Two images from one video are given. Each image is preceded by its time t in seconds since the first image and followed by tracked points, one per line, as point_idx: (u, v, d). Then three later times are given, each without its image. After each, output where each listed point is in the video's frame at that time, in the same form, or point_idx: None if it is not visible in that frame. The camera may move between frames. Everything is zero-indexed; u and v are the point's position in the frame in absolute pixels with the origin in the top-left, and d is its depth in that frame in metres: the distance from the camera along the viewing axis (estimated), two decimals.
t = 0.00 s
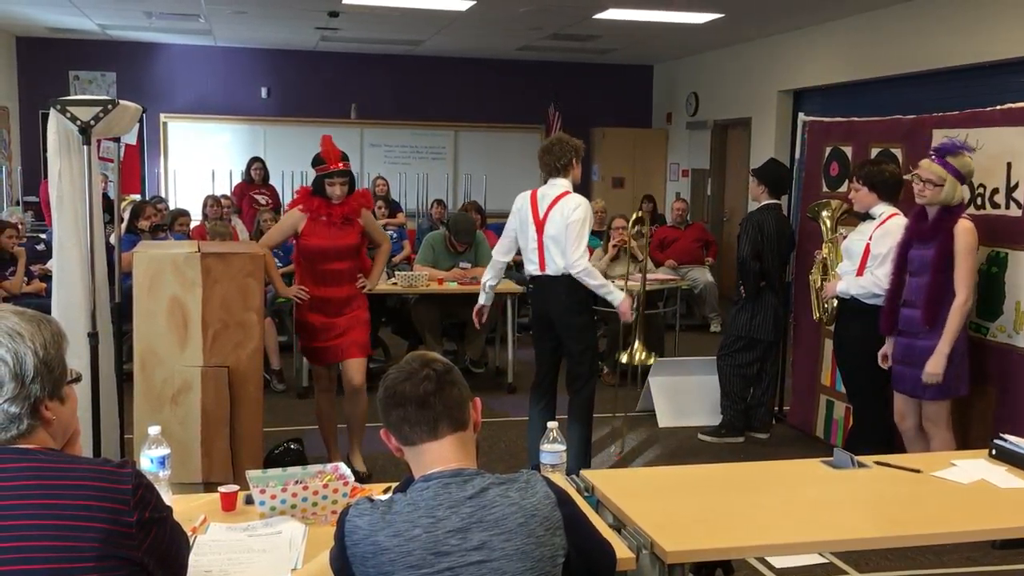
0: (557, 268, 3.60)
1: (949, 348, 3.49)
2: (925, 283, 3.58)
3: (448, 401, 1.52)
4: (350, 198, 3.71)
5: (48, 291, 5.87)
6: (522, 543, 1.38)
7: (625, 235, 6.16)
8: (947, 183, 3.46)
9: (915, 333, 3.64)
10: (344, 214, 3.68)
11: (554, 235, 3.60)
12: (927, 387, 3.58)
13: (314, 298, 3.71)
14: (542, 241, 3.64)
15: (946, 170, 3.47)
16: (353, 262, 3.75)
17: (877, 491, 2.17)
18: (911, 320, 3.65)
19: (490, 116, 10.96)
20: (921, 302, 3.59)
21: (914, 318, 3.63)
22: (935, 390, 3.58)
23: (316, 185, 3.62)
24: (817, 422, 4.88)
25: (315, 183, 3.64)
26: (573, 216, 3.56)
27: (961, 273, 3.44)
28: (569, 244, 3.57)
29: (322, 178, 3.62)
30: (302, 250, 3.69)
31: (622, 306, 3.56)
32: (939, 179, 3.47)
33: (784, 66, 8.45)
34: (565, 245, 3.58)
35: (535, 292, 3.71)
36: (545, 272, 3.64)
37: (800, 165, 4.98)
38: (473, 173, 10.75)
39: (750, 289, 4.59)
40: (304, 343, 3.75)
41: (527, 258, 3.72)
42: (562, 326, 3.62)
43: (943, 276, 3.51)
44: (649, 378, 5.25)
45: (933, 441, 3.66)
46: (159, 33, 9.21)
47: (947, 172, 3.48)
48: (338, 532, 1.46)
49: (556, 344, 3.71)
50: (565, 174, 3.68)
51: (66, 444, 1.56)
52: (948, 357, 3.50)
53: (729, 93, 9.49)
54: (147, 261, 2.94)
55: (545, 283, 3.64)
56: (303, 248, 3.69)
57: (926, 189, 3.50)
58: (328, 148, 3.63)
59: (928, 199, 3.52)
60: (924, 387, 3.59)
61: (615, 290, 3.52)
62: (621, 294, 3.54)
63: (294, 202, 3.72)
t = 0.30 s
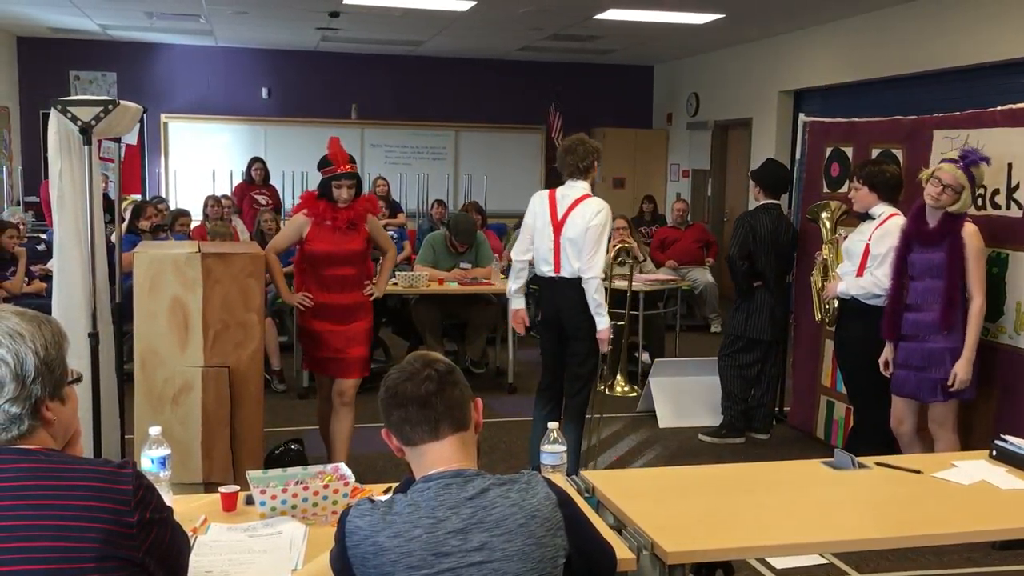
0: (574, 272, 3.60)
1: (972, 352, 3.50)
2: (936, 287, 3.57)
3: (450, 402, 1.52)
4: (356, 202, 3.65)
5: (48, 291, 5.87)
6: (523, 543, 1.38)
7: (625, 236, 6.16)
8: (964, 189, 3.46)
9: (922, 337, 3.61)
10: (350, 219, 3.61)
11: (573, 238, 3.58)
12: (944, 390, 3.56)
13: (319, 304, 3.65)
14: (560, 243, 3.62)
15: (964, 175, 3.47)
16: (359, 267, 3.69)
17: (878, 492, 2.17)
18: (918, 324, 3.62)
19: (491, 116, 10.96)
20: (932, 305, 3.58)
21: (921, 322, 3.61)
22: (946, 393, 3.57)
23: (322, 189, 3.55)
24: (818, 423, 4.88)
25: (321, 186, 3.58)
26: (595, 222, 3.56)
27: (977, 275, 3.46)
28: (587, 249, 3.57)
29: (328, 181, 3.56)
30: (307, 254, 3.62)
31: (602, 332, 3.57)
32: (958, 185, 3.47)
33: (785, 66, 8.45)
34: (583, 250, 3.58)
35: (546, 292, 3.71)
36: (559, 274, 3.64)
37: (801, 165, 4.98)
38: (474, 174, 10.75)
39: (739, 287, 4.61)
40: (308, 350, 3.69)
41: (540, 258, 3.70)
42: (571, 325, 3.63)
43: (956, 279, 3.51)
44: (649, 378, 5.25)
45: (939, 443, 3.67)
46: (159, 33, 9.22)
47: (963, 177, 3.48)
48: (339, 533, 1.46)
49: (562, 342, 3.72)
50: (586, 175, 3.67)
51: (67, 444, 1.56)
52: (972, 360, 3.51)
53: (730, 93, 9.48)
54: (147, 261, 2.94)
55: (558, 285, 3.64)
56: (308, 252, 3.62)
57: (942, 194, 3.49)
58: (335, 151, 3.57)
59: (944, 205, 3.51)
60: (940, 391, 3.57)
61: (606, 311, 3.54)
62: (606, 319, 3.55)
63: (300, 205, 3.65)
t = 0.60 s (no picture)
0: (583, 274, 3.60)
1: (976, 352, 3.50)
2: (935, 288, 3.57)
3: (450, 402, 1.52)
4: (362, 202, 3.61)
5: (47, 292, 5.87)
6: (522, 544, 1.38)
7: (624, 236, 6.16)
8: (963, 191, 3.48)
9: (924, 339, 3.61)
10: (356, 219, 3.57)
11: (584, 240, 3.58)
12: (947, 391, 3.56)
13: (323, 308, 3.58)
14: (569, 243, 3.62)
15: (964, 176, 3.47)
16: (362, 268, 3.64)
17: (877, 492, 2.17)
18: (919, 326, 3.62)
19: (490, 117, 10.96)
20: (932, 306, 3.58)
21: (922, 323, 3.61)
22: (949, 394, 3.56)
23: (330, 186, 3.51)
24: (817, 423, 4.88)
25: (328, 185, 3.53)
26: (607, 226, 3.55)
27: (976, 275, 3.47)
28: (599, 253, 3.56)
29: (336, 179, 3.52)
30: (311, 256, 3.56)
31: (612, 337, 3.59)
32: (957, 187, 3.48)
33: (784, 66, 8.46)
34: (594, 252, 3.57)
35: (553, 293, 3.71)
36: (567, 275, 3.64)
37: (800, 165, 4.98)
38: (473, 174, 10.74)
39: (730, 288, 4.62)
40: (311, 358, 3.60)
41: (548, 257, 3.70)
42: (577, 327, 3.63)
43: (955, 280, 3.51)
44: (648, 379, 5.25)
45: (940, 444, 3.68)
46: (158, 33, 9.21)
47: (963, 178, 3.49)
48: (338, 534, 1.46)
49: (565, 340, 3.71)
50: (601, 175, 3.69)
51: (66, 445, 1.56)
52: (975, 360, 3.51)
53: (729, 93, 9.48)
54: (147, 262, 2.94)
55: (566, 287, 3.64)
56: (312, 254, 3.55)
57: (940, 195, 3.50)
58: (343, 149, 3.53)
59: (942, 206, 3.52)
60: (944, 392, 3.56)
61: (618, 316, 3.56)
62: (617, 324, 3.57)
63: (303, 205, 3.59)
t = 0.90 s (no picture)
0: (583, 276, 3.61)
1: (972, 351, 3.50)
2: (932, 287, 3.58)
3: (449, 402, 1.52)
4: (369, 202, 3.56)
5: (45, 291, 5.87)
6: (521, 543, 1.38)
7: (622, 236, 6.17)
8: (955, 189, 3.48)
9: (922, 338, 3.62)
10: (365, 220, 3.52)
11: (589, 242, 3.59)
12: (945, 390, 3.55)
13: (331, 310, 3.53)
14: (571, 244, 3.61)
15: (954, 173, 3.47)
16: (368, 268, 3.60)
17: (875, 491, 2.17)
18: (917, 325, 3.63)
19: (488, 116, 10.96)
20: (929, 305, 3.59)
21: (920, 322, 3.62)
22: (947, 394, 3.56)
23: (341, 188, 3.44)
24: (815, 422, 4.88)
25: (337, 185, 3.46)
26: (613, 229, 3.57)
27: (972, 275, 3.46)
28: (604, 255, 3.58)
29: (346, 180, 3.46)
30: (318, 258, 3.50)
31: (616, 339, 3.62)
32: (949, 186, 3.49)
33: (781, 65, 8.46)
34: (599, 255, 3.59)
35: (548, 293, 3.70)
36: (566, 277, 3.63)
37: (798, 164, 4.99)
38: (471, 173, 10.75)
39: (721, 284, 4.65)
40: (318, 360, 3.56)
41: (546, 258, 3.68)
42: (574, 329, 3.63)
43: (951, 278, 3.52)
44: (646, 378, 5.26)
45: (938, 443, 3.68)
46: (155, 32, 9.19)
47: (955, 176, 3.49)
48: (337, 533, 1.46)
49: (560, 340, 3.71)
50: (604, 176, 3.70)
51: (64, 444, 1.56)
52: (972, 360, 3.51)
53: (727, 92, 9.49)
54: (145, 261, 2.93)
55: (563, 287, 3.64)
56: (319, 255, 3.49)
57: (934, 195, 3.51)
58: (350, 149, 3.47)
59: (936, 206, 3.53)
60: (942, 391, 3.56)
61: (621, 320, 3.59)
62: (620, 327, 3.60)
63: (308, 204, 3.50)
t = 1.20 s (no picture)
0: (593, 274, 3.62)
1: (965, 349, 3.50)
2: (927, 284, 3.58)
3: (446, 400, 1.52)
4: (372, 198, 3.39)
5: (41, 290, 5.87)
6: (517, 541, 1.39)
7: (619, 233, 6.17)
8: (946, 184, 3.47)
9: (916, 334, 3.63)
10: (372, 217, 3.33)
11: (597, 239, 3.60)
12: (938, 388, 3.56)
13: (342, 313, 3.32)
14: (580, 243, 3.58)
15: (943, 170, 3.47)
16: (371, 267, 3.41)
17: (872, 488, 2.17)
18: (912, 322, 3.64)
19: (485, 114, 10.96)
20: (924, 302, 3.59)
21: (915, 319, 3.62)
22: (942, 392, 3.56)
23: (351, 184, 3.26)
24: (812, 420, 4.89)
25: (344, 181, 3.26)
26: (615, 223, 3.63)
27: (966, 273, 3.46)
28: (608, 250, 3.64)
29: (354, 175, 3.27)
30: (325, 258, 3.27)
31: (613, 331, 3.72)
32: (938, 183, 3.48)
33: (779, 64, 8.46)
34: (604, 251, 3.62)
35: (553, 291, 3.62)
36: (574, 276, 3.61)
37: (795, 162, 4.99)
38: (468, 171, 10.76)
39: (714, 283, 4.64)
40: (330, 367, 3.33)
41: (552, 258, 3.59)
42: (579, 326, 3.63)
43: (946, 276, 3.52)
44: (643, 375, 5.26)
45: (933, 440, 3.68)
46: (152, 30, 9.18)
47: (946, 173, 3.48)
48: (334, 530, 1.46)
49: (560, 340, 3.67)
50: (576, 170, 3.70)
51: (60, 442, 1.56)
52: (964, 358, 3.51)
53: (724, 90, 9.49)
54: (141, 260, 2.93)
55: (571, 286, 3.60)
56: (325, 255, 3.27)
57: (925, 190, 3.50)
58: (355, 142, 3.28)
59: (928, 202, 3.51)
60: (933, 388, 3.57)
61: (618, 311, 3.69)
62: (617, 319, 3.70)
63: (310, 202, 3.27)
